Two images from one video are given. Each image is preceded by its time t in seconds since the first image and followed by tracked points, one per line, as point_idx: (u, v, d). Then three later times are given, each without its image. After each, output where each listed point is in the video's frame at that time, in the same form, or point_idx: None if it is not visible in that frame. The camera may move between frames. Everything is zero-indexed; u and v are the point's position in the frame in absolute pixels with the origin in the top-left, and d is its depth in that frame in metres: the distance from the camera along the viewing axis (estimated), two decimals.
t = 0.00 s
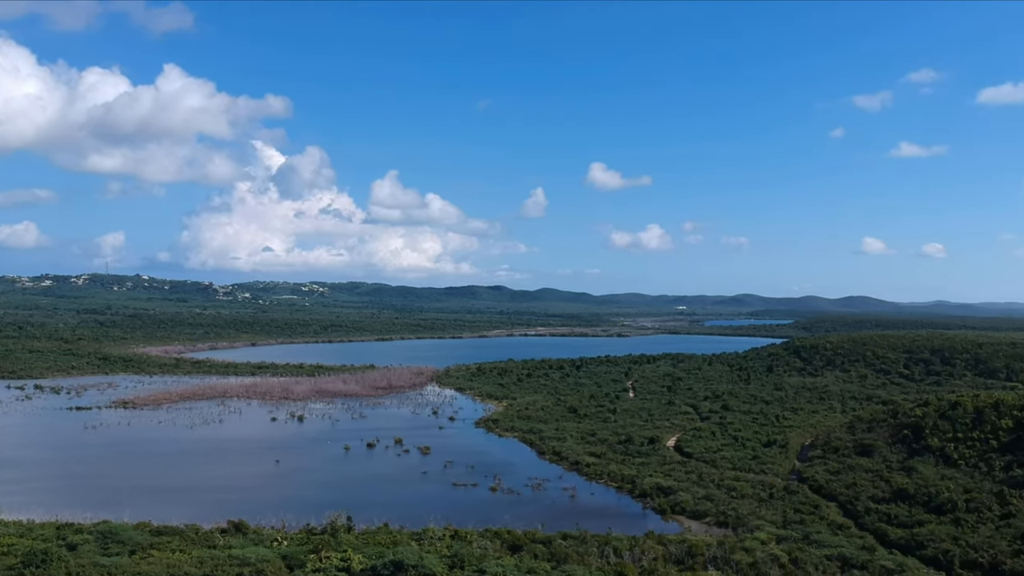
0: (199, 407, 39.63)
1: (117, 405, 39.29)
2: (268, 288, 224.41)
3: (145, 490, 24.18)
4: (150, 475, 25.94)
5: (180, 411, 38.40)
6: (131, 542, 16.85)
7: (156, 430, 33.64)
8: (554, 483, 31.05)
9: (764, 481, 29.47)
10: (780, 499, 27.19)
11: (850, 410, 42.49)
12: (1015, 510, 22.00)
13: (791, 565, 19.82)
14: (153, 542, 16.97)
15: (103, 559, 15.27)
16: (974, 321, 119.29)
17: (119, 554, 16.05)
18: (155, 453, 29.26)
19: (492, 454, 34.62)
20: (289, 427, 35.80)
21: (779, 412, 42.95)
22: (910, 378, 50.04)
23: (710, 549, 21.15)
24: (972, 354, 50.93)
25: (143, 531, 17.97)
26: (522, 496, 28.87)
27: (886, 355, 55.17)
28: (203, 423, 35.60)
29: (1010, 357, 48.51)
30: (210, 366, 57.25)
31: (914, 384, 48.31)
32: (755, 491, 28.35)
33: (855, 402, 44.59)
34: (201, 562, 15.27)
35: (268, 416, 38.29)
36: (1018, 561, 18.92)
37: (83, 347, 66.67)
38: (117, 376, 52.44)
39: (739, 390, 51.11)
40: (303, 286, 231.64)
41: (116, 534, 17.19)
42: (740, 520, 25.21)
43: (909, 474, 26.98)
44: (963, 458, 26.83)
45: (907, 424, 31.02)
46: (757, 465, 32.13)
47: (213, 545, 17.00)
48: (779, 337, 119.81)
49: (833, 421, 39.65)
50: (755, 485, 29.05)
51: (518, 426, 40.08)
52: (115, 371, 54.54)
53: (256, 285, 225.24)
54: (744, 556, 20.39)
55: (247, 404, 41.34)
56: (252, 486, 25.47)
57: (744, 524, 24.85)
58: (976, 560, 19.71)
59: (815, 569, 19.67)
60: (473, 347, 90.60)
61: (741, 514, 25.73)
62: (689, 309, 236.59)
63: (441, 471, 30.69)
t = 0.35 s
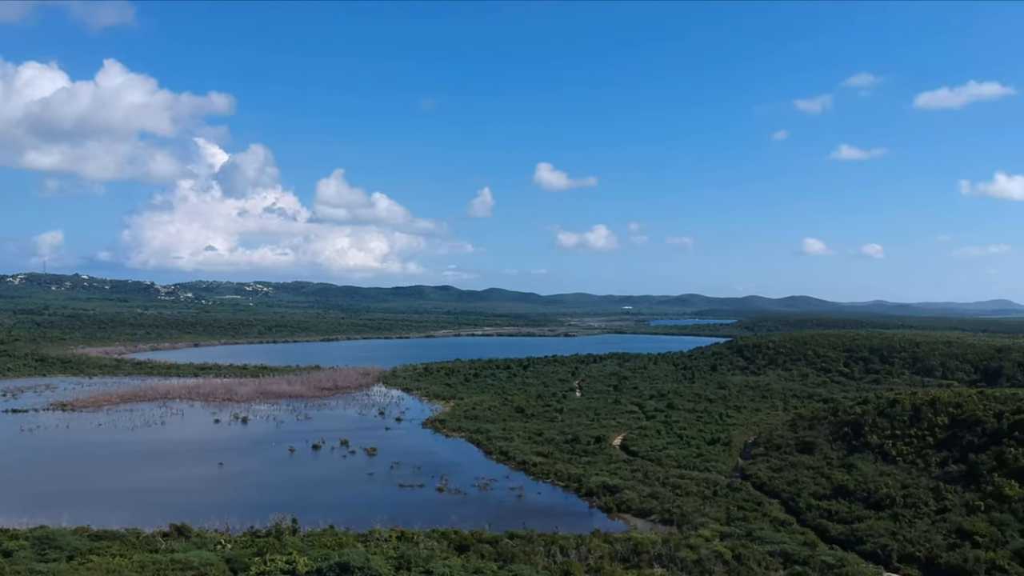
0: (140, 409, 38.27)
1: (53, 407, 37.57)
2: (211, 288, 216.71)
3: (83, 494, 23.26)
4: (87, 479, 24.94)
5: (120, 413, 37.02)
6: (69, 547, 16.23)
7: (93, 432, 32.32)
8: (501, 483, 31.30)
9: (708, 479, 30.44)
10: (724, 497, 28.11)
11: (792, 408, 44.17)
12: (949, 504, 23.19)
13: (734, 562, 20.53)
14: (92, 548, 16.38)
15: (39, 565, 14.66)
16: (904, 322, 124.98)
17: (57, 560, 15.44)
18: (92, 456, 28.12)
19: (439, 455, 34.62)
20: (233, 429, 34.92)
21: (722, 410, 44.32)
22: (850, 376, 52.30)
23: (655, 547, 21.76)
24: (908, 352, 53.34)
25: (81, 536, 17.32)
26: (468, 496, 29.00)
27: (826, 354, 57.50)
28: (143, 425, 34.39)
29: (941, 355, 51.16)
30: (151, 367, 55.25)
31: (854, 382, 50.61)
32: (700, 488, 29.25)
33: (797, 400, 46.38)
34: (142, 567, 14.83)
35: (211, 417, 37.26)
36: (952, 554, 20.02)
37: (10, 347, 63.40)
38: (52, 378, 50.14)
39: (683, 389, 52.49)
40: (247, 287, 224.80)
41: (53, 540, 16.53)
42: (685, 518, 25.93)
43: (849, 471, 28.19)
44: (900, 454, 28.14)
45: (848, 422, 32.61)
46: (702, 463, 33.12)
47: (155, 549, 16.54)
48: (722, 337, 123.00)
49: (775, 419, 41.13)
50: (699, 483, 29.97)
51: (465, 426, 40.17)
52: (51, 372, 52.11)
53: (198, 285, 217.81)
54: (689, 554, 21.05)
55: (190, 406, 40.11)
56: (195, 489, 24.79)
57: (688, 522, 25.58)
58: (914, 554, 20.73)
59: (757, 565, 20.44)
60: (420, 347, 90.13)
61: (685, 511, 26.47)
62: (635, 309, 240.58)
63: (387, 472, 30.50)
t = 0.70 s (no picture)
0: (69, 411, 36.59)
1: None
2: (148, 288, 206.06)
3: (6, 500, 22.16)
4: (11, 484, 23.76)
5: (48, 416, 35.32)
6: None
7: (17, 435, 30.75)
8: (443, 483, 31.42)
9: (648, 476, 31.36)
10: (663, 494, 29.03)
11: (729, 406, 45.78)
12: (881, 499, 24.47)
13: (674, 558, 21.27)
14: (19, 555, 15.69)
15: None
16: (832, 322, 130.69)
17: None
18: (16, 460, 26.80)
19: (380, 455, 34.43)
20: (168, 431, 33.81)
21: (662, 408, 45.61)
22: (786, 375, 54.45)
23: (597, 545, 22.34)
24: (841, 351, 55.81)
25: (7, 542, 16.56)
26: (409, 496, 28.99)
27: (763, 353, 59.75)
28: (72, 427, 32.92)
29: (872, 354, 53.81)
30: (82, 368, 52.75)
31: (790, 380, 52.66)
32: (639, 486, 30.11)
33: (735, 398, 48.10)
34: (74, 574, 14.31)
35: (145, 419, 35.95)
36: (885, 548, 21.21)
37: None
38: None
39: (623, 388, 53.65)
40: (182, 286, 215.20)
41: None
42: (624, 515, 26.69)
43: (784, 467, 29.59)
44: (833, 450, 29.65)
45: (784, 420, 34.31)
46: (642, 461, 34.07)
47: (86, 555, 15.95)
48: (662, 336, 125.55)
49: (712, 416, 42.57)
50: (639, 481, 30.85)
51: (406, 427, 40.04)
52: None
53: (134, 285, 207.67)
54: (629, 551, 21.70)
55: (124, 408, 38.61)
56: (129, 493, 23.98)
57: (628, 519, 26.30)
58: (847, 548, 21.86)
59: (696, 561, 21.23)
60: (362, 347, 89.00)
61: (624, 509, 27.22)
62: (577, 309, 243.30)
63: (327, 473, 30.16)
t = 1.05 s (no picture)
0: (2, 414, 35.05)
1: None
2: (87, 288, 196.46)
3: None
4: None
5: None
6: None
7: None
8: (389, 484, 31.44)
9: (595, 475, 32.13)
10: (609, 492, 29.78)
11: (674, 405, 47.12)
12: (822, 495, 25.55)
13: (620, 556, 21.92)
14: None
15: None
16: (773, 322, 135.02)
17: None
18: None
19: (326, 457, 34.14)
20: (108, 433, 32.78)
21: (608, 407, 46.64)
22: (730, 373, 56.31)
23: (543, 544, 22.85)
24: (783, 350, 58.10)
25: None
26: (356, 498, 28.91)
27: (707, 352, 61.64)
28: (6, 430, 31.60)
29: (814, 353, 56.14)
30: (13, 368, 50.45)
31: (734, 378, 54.51)
32: (586, 485, 30.81)
33: (680, 396, 49.52)
34: None
35: (85, 421, 34.74)
36: (824, 544, 22.04)
37: None
38: None
39: (570, 388, 54.46)
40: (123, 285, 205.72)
41: None
42: (570, 514, 27.27)
43: (728, 465, 30.80)
44: (776, 448, 30.93)
45: (727, 418, 35.72)
46: (589, 460, 34.82)
47: (22, 562, 15.46)
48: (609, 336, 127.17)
49: (657, 415, 43.79)
50: (586, 480, 31.56)
51: (353, 428, 39.78)
52: None
53: (73, 284, 198.34)
54: (576, 550, 22.27)
55: (62, 410, 37.20)
56: (66, 497, 23.26)
57: (574, 518, 26.89)
58: (788, 544, 22.66)
59: (642, 559, 21.92)
60: (308, 347, 87.72)
61: (571, 508, 27.82)
62: (525, 309, 244.34)
63: (272, 475, 29.78)
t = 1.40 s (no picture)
0: None
1: None
2: (14, 288, 185.26)
3: None
4: None
5: None
6: None
7: None
8: (330, 485, 31.37)
9: (537, 474, 32.90)
10: (550, 491, 30.56)
11: (614, 403, 48.44)
12: (759, 492, 26.81)
13: (561, 555, 22.64)
14: None
15: None
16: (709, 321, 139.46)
17: None
18: None
19: (264, 458, 33.74)
20: (36, 436, 31.58)
21: (550, 406, 47.60)
22: (669, 372, 58.18)
23: (484, 544, 23.38)
24: (720, 349, 60.40)
25: None
26: (295, 500, 28.77)
27: (647, 351, 63.49)
28: None
29: (750, 352, 58.60)
30: None
31: (674, 377, 56.33)
32: (528, 484, 31.52)
33: (620, 395, 50.91)
34: None
35: (12, 424, 33.33)
36: (760, 539, 23.15)
37: None
38: None
39: (512, 387, 55.19)
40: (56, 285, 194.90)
41: None
42: (512, 513, 27.90)
43: (667, 462, 32.07)
44: (713, 445, 32.36)
45: (667, 416, 37.17)
46: (530, 459, 35.57)
47: None
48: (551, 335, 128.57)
49: (598, 413, 44.98)
50: (528, 479, 32.30)
51: (292, 429, 39.34)
52: None
53: None
54: (517, 549, 22.90)
55: None
56: None
57: (515, 517, 27.51)
58: (726, 540, 23.70)
59: (582, 557, 22.72)
60: (244, 347, 86.22)
61: (512, 507, 28.45)
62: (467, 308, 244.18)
63: (209, 477, 29.31)
